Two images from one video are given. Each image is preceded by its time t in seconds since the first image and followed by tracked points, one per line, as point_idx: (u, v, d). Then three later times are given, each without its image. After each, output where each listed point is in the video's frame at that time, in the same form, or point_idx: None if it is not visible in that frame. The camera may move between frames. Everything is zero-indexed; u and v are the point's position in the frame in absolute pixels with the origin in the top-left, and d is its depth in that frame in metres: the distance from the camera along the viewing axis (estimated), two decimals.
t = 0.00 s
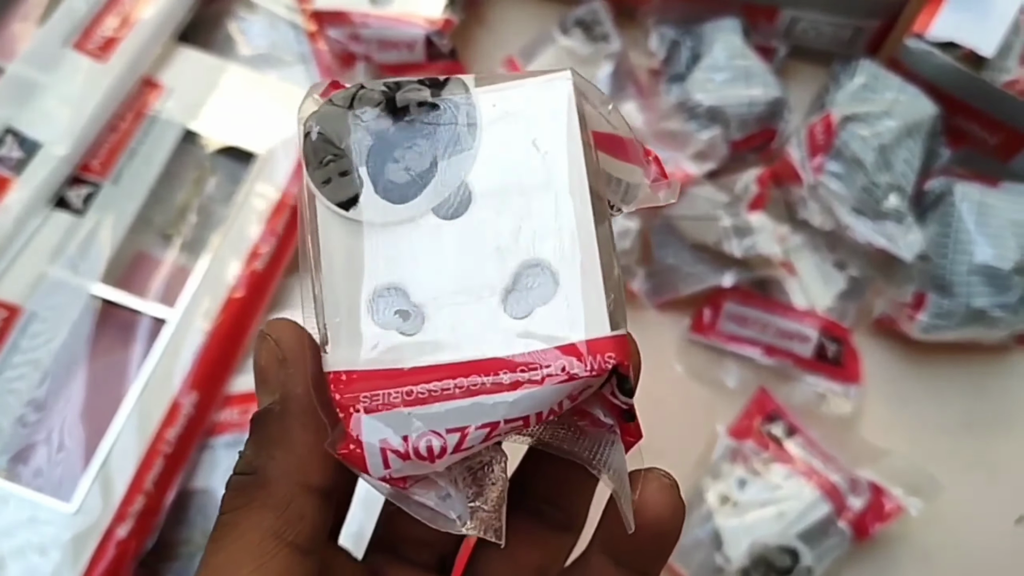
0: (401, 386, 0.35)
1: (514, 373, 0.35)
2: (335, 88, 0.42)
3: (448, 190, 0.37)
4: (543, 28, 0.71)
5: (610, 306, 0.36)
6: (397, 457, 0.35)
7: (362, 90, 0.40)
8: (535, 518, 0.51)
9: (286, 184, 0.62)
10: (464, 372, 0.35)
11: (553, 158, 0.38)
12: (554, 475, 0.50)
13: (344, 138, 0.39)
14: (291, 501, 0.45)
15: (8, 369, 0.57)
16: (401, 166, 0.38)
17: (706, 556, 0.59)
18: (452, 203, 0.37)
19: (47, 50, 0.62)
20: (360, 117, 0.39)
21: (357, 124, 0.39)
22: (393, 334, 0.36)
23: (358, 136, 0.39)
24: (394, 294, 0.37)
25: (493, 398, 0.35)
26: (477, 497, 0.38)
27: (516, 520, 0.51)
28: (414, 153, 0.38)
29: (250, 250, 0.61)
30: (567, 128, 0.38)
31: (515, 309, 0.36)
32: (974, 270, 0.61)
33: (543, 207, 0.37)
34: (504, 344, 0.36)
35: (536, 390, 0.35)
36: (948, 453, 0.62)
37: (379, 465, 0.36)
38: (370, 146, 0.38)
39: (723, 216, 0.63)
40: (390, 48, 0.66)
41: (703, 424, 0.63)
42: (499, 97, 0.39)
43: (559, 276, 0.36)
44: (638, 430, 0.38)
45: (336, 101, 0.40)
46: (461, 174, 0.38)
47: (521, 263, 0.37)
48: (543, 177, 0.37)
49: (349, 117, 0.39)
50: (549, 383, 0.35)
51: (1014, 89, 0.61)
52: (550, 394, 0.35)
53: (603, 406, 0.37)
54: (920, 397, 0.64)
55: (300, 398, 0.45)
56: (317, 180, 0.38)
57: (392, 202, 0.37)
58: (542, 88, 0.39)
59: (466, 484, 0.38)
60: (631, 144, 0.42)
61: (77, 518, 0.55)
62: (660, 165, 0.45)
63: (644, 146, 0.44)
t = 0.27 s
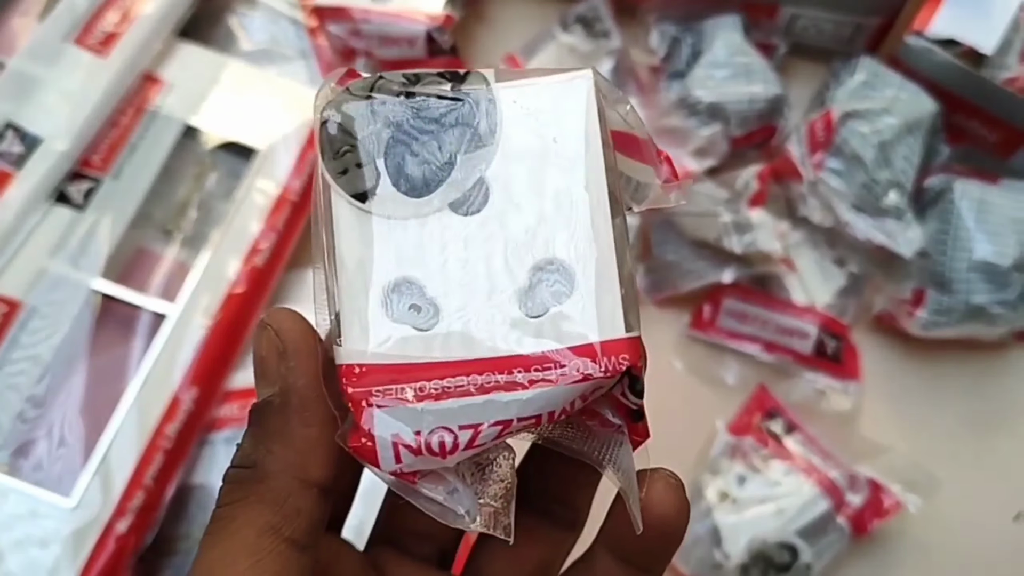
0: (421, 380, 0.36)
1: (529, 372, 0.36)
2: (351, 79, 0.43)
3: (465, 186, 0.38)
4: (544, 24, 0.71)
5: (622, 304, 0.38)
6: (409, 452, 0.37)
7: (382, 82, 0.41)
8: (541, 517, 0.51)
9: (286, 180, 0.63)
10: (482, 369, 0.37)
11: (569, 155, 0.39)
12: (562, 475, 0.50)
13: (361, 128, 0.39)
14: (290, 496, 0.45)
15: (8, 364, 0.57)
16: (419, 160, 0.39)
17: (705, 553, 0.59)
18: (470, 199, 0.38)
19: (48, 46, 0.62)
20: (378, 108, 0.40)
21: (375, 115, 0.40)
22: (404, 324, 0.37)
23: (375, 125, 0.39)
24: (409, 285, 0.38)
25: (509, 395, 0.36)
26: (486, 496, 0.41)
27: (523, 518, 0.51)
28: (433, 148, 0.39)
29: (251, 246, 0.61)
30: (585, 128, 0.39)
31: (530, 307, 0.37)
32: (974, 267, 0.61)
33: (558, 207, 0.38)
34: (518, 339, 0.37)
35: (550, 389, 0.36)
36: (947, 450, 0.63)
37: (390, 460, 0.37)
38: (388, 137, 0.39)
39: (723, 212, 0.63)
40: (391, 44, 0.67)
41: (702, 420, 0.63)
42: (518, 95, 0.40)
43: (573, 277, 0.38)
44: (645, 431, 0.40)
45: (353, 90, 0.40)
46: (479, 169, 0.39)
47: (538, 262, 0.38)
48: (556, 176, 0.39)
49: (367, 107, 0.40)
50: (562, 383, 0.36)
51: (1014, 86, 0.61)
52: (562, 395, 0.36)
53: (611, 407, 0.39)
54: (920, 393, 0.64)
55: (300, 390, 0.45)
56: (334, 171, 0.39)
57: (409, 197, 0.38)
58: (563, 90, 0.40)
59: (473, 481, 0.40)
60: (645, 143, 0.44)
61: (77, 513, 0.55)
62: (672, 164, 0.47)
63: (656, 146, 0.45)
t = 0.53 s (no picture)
0: (455, 406, 0.37)
1: (560, 402, 0.37)
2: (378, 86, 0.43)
3: (498, 208, 0.38)
4: (542, 27, 0.72)
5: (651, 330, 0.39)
6: (440, 477, 0.38)
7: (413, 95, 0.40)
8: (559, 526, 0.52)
9: (285, 181, 0.63)
10: (514, 398, 0.37)
11: (605, 178, 0.39)
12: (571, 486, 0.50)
13: (393, 143, 0.39)
14: (289, 494, 0.45)
15: (7, 363, 0.57)
16: (451, 180, 0.39)
17: (700, 553, 0.59)
18: (502, 219, 0.38)
19: (49, 46, 0.62)
20: (410, 123, 0.39)
21: (408, 130, 0.39)
22: (433, 347, 0.37)
23: (408, 140, 0.39)
24: (438, 310, 0.38)
25: (540, 424, 0.37)
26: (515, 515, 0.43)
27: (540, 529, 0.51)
28: (465, 168, 0.39)
29: (250, 246, 0.62)
30: (620, 155, 0.39)
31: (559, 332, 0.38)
32: (968, 270, 0.61)
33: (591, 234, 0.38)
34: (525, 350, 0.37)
35: (580, 417, 0.37)
36: (941, 452, 0.63)
37: (421, 483, 0.38)
38: (420, 154, 0.39)
39: (719, 214, 0.64)
40: (391, 46, 0.67)
41: (698, 422, 0.64)
42: (553, 117, 0.39)
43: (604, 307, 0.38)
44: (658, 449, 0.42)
45: (384, 98, 0.40)
46: (512, 191, 0.38)
47: (569, 291, 0.38)
48: (591, 200, 0.39)
49: (399, 120, 0.39)
50: (591, 412, 0.37)
51: (1008, 90, 0.62)
52: (592, 423, 0.38)
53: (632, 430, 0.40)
54: (914, 395, 0.64)
55: (300, 387, 0.45)
56: (364, 185, 0.38)
57: (442, 217, 0.38)
58: (598, 115, 0.39)
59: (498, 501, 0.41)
60: (663, 160, 0.45)
61: (76, 511, 0.55)
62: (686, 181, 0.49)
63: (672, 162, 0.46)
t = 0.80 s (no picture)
0: (446, 419, 0.36)
1: (552, 413, 0.36)
2: (377, 96, 0.41)
3: (499, 223, 0.36)
4: (539, 28, 0.71)
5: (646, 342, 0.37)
6: (433, 485, 0.37)
7: (410, 109, 0.38)
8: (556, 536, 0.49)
9: (280, 183, 0.63)
10: (507, 410, 0.36)
11: (606, 194, 0.37)
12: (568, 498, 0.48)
13: (391, 159, 0.36)
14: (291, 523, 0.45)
15: None
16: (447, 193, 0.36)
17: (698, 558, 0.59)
18: (502, 233, 0.36)
19: (42, 47, 0.61)
20: (407, 135, 0.37)
21: (405, 145, 0.37)
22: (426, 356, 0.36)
23: (405, 154, 0.37)
24: (433, 322, 0.36)
25: (532, 436, 0.36)
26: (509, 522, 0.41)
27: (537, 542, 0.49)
28: (463, 181, 0.36)
29: (245, 249, 0.61)
30: (621, 165, 0.37)
31: (553, 344, 0.36)
32: (968, 274, 0.61)
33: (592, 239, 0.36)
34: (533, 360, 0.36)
35: (574, 426, 0.36)
36: (940, 455, 0.63)
37: (415, 490, 0.37)
38: (418, 169, 0.36)
39: (717, 217, 0.64)
40: (387, 47, 0.66)
41: (696, 426, 0.64)
42: (551, 129, 0.37)
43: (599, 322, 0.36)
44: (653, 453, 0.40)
45: (382, 112, 0.38)
46: (512, 205, 0.36)
47: (563, 304, 0.36)
48: (590, 218, 0.36)
49: (396, 133, 0.37)
50: (583, 424, 0.36)
51: (1007, 93, 0.61)
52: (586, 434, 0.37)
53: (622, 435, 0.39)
54: (914, 398, 0.64)
55: (306, 413, 0.45)
56: (361, 201, 0.36)
57: (436, 230, 0.36)
58: (597, 125, 0.37)
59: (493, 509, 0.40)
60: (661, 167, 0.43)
61: (69, 517, 0.55)
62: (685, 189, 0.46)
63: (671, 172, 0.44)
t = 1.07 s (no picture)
0: (470, 424, 0.37)
1: (574, 406, 0.37)
2: (350, 103, 0.41)
3: (492, 223, 0.37)
4: (535, 30, 0.71)
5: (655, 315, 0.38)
6: (466, 492, 0.39)
7: (387, 114, 0.38)
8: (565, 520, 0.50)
9: (275, 187, 0.62)
10: (522, 410, 0.37)
11: (609, 190, 0.37)
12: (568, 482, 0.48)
13: (375, 167, 0.37)
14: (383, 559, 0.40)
15: None
16: (438, 197, 0.36)
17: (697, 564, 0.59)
18: (495, 234, 0.37)
19: (34, 50, 0.61)
20: (388, 143, 0.37)
21: (388, 151, 0.37)
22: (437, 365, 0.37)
23: (387, 163, 0.37)
24: (440, 328, 0.37)
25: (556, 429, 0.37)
26: (544, 516, 0.42)
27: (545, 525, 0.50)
28: (451, 185, 0.37)
29: (239, 253, 0.61)
30: (609, 154, 0.37)
31: (562, 338, 0.37)
32: (967, 278, 0.61)
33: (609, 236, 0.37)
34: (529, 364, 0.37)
35: (595, 417, 0.37)
36: (939, 461, 0.62)
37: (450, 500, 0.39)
38: (403, 178, 0.37)
39: (715, 222, 0.63)
40: (381, 50, 0.66)
41: (693, 432, 0.63)
42: (534, 121, 0.37)
43: (606, 311, 0.37)
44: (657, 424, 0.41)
45: (357, 120, 0.38)
46: (503, 207, 0.36)
47: (572, 297, 0.37)
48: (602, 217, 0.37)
49: (377, 142, 0.37)
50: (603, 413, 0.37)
51: (1006, 97, 0.61)
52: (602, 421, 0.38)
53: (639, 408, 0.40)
54: (914, 404, 0.63)
55: (406, 458, 0.37)
56: (350, 216, 0.37)
57: (431, 237, 0.36)
58: (579, 114, 0.37)
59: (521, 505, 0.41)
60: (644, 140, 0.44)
61: (61, 525, 0.54)
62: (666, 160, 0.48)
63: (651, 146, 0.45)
